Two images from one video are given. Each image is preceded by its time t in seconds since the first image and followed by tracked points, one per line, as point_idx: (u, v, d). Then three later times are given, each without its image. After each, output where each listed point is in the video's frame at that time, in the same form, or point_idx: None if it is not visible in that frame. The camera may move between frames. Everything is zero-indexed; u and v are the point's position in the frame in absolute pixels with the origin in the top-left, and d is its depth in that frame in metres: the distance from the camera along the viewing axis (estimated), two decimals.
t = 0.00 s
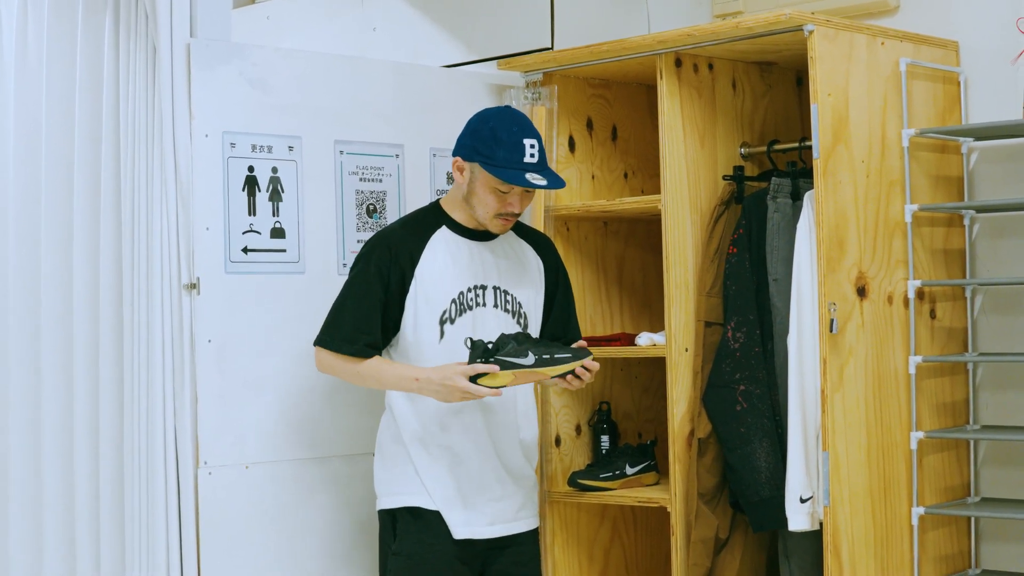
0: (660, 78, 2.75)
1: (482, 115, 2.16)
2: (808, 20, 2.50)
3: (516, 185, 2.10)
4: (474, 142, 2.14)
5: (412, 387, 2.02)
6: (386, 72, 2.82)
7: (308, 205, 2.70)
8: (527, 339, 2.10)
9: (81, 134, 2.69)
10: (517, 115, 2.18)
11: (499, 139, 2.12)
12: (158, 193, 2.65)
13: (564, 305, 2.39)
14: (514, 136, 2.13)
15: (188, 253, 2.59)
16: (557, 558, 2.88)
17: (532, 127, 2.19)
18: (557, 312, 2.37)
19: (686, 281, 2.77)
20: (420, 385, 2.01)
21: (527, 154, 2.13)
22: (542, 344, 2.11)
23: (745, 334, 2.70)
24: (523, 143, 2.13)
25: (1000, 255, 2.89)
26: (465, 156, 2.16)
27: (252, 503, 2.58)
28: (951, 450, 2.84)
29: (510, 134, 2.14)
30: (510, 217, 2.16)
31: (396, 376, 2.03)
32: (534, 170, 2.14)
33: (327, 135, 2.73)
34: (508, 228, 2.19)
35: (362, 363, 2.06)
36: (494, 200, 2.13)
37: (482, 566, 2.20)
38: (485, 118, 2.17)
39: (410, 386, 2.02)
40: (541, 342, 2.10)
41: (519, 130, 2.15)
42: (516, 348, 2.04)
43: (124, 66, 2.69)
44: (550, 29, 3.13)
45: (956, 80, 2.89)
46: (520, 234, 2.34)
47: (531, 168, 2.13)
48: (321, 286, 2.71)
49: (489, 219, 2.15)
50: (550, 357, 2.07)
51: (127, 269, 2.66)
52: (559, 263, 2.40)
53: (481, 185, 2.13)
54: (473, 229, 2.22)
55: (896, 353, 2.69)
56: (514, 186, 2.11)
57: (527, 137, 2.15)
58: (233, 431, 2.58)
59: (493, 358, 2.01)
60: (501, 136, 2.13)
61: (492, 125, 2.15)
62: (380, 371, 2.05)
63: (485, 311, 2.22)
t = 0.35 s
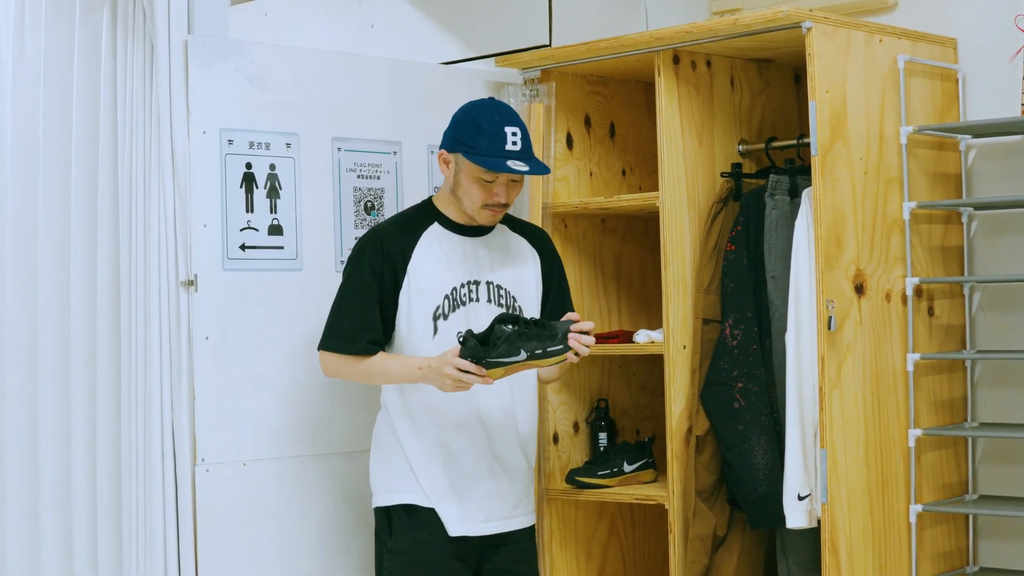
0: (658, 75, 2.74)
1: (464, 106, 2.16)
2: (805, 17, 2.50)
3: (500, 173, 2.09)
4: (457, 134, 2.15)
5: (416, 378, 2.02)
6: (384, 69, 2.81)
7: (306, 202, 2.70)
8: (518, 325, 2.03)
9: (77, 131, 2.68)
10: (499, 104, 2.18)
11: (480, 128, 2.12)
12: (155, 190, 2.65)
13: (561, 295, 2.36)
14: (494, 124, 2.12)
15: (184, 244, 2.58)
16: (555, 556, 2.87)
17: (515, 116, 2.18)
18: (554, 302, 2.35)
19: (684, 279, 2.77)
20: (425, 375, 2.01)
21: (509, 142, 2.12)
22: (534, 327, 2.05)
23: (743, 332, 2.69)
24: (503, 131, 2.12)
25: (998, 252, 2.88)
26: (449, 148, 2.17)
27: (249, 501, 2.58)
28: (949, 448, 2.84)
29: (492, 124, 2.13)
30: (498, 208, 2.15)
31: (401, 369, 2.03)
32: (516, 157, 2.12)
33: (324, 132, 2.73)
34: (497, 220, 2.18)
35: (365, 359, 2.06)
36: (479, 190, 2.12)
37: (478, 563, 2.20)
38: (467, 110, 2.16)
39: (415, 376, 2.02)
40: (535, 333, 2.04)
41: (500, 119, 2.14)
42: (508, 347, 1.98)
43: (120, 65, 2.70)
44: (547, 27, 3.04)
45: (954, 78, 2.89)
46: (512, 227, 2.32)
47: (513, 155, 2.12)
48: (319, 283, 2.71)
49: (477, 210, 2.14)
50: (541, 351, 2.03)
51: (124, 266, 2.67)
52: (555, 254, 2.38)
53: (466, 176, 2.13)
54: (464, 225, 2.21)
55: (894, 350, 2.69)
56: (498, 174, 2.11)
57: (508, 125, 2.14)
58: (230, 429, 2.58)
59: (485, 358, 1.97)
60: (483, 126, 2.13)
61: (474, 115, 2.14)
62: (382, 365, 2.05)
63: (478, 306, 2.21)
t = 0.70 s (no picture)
0: (657, 76, 2.74)
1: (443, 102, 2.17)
2: (805, 18, 2.50)
3: (476, 162, 2.10)
4: (435, 130, 2.16)
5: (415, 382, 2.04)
6: (383, 69, 2.81)
7: (305, 203, 2.70)
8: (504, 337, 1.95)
9: (77, 131, 2.70)
10: (477, 97, 2.18)
11: (455, 120, 2.12)
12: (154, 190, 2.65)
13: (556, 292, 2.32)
14: (469, 115, 2.12)
15: (184, 249, 2.58)
16: (553, 557, 2.87)
17: (494, 107, 2.17)
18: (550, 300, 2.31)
19: (683, 279, 2.77)
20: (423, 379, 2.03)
21: (484, 131, 2.11)
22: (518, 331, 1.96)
23: (742, 332, 2.69)
24: (478, 120, 2.12)
25: (998, 253, 2.88)
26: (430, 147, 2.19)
27: (247, 502, 2.58)
28: (948, 448, 2.84)
29: (467, 115, 2.13)
30: (481, 200, 2.14)
31: (398, 375, 2.05)
32: (493, 146, 2.11)
33: (322, 133, 2.72)
34: (483, 214, 2.17)
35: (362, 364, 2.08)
36: (460, 183, 2.13)
37: (475, 565, 2.20)
38: (446, 105, 2.17)
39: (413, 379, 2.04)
40: (518, 341, 1.95)
41: (476, 110, 2.14)
42: (501, 368, 1.94)
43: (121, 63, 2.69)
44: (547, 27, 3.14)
45: (953, 78, 2.89)
46: (505, 227, 2.30)
47: (488, 144, 2.11)
48: (317, 284, 2.70)
49: (460, 204, 2.15)
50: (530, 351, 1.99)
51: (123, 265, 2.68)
52: (552, 255, 2.34)
53: (446, 170, 2.13)
54: (457, 223, 2.21)
55: (893, 351, 2.69)
56: (477, 164, 2.11)
57: (483, 115, 2.13)
58: (229, 429, 2.57)
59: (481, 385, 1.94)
60: (458, 119, 2.13)
61: (451, 109, 2.15)
62: (379, 369, 2.06)
63: (470, 307, 2.19)
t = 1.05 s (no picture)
0: (660, 75, 2.74)
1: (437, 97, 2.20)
2: (808, 17, 2.50)
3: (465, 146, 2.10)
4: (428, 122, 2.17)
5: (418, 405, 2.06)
6: (387, 69, 2.81)
7: (308, 202, 2.69)
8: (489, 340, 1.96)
9: (80, 130, 2.70)
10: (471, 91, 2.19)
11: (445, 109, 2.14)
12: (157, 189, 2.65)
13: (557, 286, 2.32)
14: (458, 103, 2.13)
15: (186, 246, 2.59)
16: (557, 556, 2.87)
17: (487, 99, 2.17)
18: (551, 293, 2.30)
19: (686, 279, 2.76)
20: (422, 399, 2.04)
21: (471, 115, 2.10)
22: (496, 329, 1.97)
23: (745, 332, 2.69)
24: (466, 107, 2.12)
25: (1001, 252, 2.88)
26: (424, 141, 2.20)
27: (249, 501, 2.57)
28: (952, 448, 2.84)
29: (456, 102, 2.13)
30: (471, 186, 2.11)
31: (401, 393, 2.06)
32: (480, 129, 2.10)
33: (325, 132, 2.72)
34: (474, 204, 2.12)
35: (365, 372, 2.10)
36: (450, 169, 2.12)
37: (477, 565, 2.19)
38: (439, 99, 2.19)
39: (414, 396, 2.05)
40: (502, 339, 1.97)
41: (465, 97, 2.13)
42: (501, 370, 1.97)
43: (124, 62, 2.70)
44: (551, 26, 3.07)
45: (957, 77, 2.88)
46: (504, 222, 2.28)
47: (475, 128, 2.10)
48: (320, 284, 2.70)
49: (450, 191, 2.11)
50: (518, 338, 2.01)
51: (127, 264, 2.68)
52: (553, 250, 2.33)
53: (437, 157, 2.13)
54: (454, 220, 2.20)
55: (897, 350, 2.69)
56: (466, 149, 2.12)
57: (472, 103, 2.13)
58: (231, 428, 2.57)
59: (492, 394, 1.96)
60: (447, 106, 2.13)
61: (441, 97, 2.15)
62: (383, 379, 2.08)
63: (474, 306, 2.18)
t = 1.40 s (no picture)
0: (671, 83, 2.74)
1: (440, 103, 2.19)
2: (820, 24, 2.50)
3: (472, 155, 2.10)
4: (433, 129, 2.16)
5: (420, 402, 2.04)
6: (397, 77, 2.81)
7: (319, 211, 2.69)
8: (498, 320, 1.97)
9: (92, 137, 2.71)
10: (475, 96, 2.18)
11: (450, 117, 2.13)
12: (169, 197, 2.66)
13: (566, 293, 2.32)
14: (462, 110, 2.13)
15: (198, 256, 2.59)
16: (568, 565, 2.87)
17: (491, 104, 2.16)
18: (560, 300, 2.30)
19: (698, 287, 2.76)
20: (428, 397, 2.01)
21: (476, 124, 2.11)
22: (508, 312, 1.97)
23: (757, 340, 2.68)
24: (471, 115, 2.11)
25: (1013, 260, 2.87)
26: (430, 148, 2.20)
27: (259, 510, 2.57)
28: (964, 456, 2.83)
29: (462, 109, 2.13)
30: (478, 197, 2.13)
31: (403, 395, 2.04)
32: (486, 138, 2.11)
33: (337, 140, 2.72)
34: (482, 213, 2.14)
35: (371, 376, 2.06)
36: (457, 178, 2.12)
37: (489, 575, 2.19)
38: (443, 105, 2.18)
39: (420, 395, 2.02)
40: (511, 322, 1.97)
41: (471, 104, 2.13)
42: (501, 352, 1.96)
43: (135, 70, 2.71)
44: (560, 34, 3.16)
45: (969, 85, 2.88)
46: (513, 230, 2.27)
47: (481, 138, 2.10)
48: (331, 292, 2.70)
49: (457, 200, 2.12)
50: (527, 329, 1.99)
51: (139, 273, 2.68)
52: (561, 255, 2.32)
53: (444, 166, 2.13)
54: (462, 226, 2.19)
55: (909, 358, 2.68)
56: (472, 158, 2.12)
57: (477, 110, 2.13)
58: (242, 437, 2.57)
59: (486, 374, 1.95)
60: (453, 113, 2.13)
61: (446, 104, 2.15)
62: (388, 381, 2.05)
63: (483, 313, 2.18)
